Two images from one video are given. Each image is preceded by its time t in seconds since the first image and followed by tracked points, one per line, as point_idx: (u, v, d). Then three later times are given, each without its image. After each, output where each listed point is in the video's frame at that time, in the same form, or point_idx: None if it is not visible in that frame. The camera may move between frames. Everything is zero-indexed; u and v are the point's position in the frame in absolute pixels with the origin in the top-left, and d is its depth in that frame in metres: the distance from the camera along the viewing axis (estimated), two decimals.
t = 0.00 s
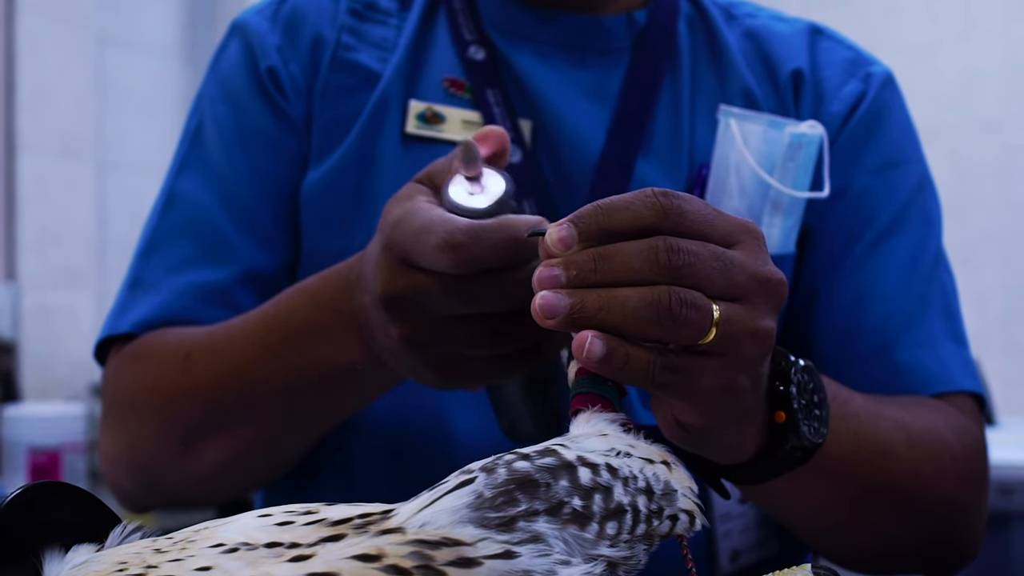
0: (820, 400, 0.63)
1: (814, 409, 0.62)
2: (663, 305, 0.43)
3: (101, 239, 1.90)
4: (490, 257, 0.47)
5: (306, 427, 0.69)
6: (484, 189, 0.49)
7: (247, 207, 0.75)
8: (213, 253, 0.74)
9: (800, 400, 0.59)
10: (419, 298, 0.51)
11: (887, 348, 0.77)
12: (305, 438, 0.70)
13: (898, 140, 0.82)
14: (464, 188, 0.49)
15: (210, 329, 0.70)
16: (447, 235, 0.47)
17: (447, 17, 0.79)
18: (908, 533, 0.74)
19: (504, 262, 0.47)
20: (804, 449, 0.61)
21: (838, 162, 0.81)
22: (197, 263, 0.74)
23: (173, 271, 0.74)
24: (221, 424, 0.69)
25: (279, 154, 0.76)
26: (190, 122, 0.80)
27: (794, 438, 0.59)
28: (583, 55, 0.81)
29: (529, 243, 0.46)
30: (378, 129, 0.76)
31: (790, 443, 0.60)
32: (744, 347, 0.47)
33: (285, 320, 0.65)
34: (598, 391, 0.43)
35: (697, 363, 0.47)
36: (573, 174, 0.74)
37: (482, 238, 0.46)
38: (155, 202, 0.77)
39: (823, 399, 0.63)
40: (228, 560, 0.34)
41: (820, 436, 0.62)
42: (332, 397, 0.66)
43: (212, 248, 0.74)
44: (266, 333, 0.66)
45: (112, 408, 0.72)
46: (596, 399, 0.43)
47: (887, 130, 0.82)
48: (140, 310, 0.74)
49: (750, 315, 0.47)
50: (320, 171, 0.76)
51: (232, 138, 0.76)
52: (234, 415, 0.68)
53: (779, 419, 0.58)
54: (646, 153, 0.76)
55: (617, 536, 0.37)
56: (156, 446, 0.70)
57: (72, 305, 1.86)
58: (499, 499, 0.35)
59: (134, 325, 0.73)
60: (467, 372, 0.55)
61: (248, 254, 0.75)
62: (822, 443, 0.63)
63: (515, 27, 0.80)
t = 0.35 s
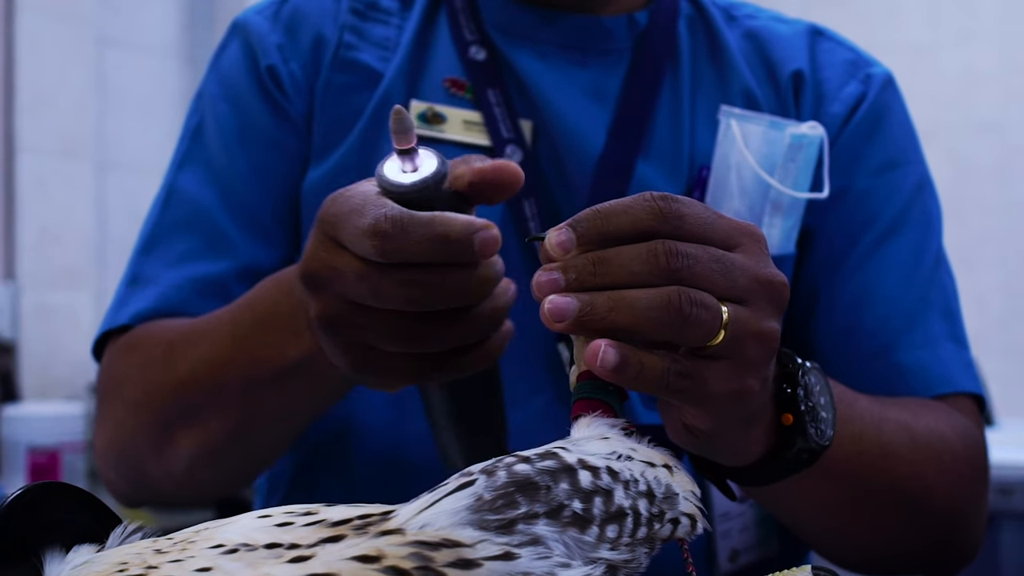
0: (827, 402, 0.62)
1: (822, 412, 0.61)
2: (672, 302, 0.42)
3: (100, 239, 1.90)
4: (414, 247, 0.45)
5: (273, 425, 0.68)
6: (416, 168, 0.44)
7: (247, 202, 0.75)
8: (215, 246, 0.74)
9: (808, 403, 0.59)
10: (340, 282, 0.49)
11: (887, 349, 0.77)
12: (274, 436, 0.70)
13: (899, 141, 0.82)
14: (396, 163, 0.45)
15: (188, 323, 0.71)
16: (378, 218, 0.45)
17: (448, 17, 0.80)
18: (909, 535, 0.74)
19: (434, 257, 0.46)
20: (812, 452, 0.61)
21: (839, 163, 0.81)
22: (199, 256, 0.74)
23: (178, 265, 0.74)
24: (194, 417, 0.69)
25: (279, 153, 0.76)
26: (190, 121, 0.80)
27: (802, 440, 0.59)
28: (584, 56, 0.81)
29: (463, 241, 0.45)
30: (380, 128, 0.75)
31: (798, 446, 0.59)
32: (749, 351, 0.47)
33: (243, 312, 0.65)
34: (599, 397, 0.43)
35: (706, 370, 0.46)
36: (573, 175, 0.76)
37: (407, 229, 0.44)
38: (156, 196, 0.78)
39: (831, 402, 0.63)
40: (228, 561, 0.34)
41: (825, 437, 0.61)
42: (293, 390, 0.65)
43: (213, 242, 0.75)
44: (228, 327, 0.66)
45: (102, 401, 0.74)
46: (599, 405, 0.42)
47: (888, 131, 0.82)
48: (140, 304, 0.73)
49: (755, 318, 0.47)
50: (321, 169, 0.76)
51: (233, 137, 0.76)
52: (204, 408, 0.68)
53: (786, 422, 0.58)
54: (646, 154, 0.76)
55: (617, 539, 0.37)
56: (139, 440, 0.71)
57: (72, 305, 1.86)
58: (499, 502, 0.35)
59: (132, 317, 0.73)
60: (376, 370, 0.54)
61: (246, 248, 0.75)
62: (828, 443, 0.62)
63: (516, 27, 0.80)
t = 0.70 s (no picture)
0: (827, 405, 0.63)
1: (821, 415, 0.61)
2: (671, 301, 0.42)
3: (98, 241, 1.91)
4: (440, 274, 0.44)
5: (247, 425, 0.68)
6: (421, 183, 0.43)
7: (244, 201, 0.75)
8: (209, 242, 0.74)
9: (805, 407, 0.59)
10: (328, 297, 0.47)
11: (885, 350, 0.77)
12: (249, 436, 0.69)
13: (896, 143, 0.82)
14: (400, 174, 0.43)
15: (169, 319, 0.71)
16: (398, 242, 0.44)
17: (446, 19, 0.80)
18: (908, 536, 0.74)
19: (453, 284, 0.45)
20: (811, 455, 0.61)
21: (836, 164, 0.81)
22: (194, 252, 0.74)
23: (172, 259, 0.74)
24: (168, 415, 0.68)
25: (276, 153, 0.77)
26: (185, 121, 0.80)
27: (800, 444, 0.59)
28: (582, 58, 0.81)
29: (489, 271, 0.44)
30: (378, 130, 0.75)
31: (797, 449, 0.60)
32: (747, 353, 0.47)
33: (217, 308, 0.64)
34: (591, 402, 0.43)
35: (711, 374, 0.46)
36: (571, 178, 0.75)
37: (435, 255, 0.44)
38: (151, 194, 0.78)
39: (829, 405, 0.63)
40: (225, 565, 0.34)
41: (825, 440, 0.62)
42: (261, 391, 0.64)
43: (209, 239, 0.74)
44: (202, 322, 0.65)
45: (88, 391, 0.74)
46: (593, 411, 0.42)
47: (885, 132, 0.82)
48: (129, 298, 0.74)
49: (752, 320, 0.47)
50: (319, 169, 0.75)
51: (229, 138, 0.76)
52: (178, 406, 0.68)
53: (785, 426, 0.58)
54: (644, 156, 0.77)
55: (613, 542, 0.37)
56: (116, 432, 0.71)
57: (70, 308, 1.87)
58: (494, 506, 0.36)
59: (121, 311, 0.73)
60: (355, 387, 0.51)
61: (242, 246, 0.75)
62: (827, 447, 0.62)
63: (514, 29, 0.80)
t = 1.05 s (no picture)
0: (823, 406, 0.62)
1: (817, 417, 0.61)
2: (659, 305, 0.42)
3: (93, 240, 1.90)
4: (441, 264, 0.45)
5: (238, 420, 0.68)
6: (411, 173, 0.44)
7: (238, 198, 0.75)
8: (204, 240, 0.75)
9: (803, 408, 0.59)
10: (322, 289, 0.47)
11: (879, 350, 0.78)
12: (240, 431, 0.69)
13: (890, 142, 0.82)
14: (392, 165, 0.44)
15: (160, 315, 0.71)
16: (398, 234, 0.44)
17: (440, 18, 0.80)
18: (900, 535, 0.74)
19: (452, 274, 0.46)
20: (807, 457, 0.60)
21: (830, 165, 0.81)
22: (188, 250, 0.75)
23: (165, 258, 0.75)
24: (159, 411, 0.68)
25: (270, 152, 0.76)
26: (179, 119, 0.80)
27: (797, 445, 0.59)
28: (576, 58, 0.81)
29: (487, 263, 0.45)
30: (373, 128, 0.75)
31: (793, 450, 0.59)
32: (736, 355, 0.47)
33: (203, 304, 0.64)
34: (580, 403, 0.42)
35: (707, 377, 0.46)
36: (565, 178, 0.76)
37: (437, 246, 0.44)
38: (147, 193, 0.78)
39: (826, 407, 0.63)
40: (220, 565, 0.35)
41: (822, 442, 0.61)
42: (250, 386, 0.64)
43: (203, 236, 0.75)
44: (190, 318, 0.65)
45: (81, 387, 0.74)
46: (582, 412, 0.42)
47: (879, 132, 0.82)
48: (122, 297, 0.74)
49: (740, 324, 0.47)
50: (313, 168, 0.75)
51: (223, 138, 0.76)
52: (168, 402, 0.68)
53: (781, 428, 0.58)
54: (638, 156, 0.77)
55: (605, 541, 0.37)
56: (108, 428, 0.71)
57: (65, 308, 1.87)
58: (486, 506, 0.36)
59: (115, 309, 0.74)
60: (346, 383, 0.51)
61: (237, 245, 0.75)
62: (824, 449, 0.62)
63: (508, 29, 0.80)
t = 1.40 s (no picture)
0: (823, 407, 0.62)
1: (816, 418, 0.61)
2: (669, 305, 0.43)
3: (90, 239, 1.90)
4: (427, 268, 0.44)
5: (231, 419, 0.68)
6: (397, 173, 0.42)
7: (231, 199, 0.75)
8: (199, 240, 0.75)
9: (802, 409, 0.59)
10: (308, 293, 0.46)
11: (877, 349, 0.78)
12: (232, 430, 0.69)
13: (887, 142, 0.83)
14: (377, 166, 0.42)
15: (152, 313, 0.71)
16: (382, 239, 0.43)
17: (436, 18, 0.80)
18: (898, 533, 0.74)
19: (437, 278, 0.45)
20: (806, 457, 0.60)
21: (827, 163, 0.81)
22: (184, 250, 0.75)
23: (160, 257, 0.75)
24: (150, 410, 0.68)
25: (267, 152, 0.76)
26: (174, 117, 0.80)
27: (796, 445, 0.59)
28: (573, 57, 0.81)
29: (470, 264, 0.44)
30: (369, 128, 0.75)
31: (792, 451, 0.59)
32: (740, 363, 0.48)
33: (194, 304, 0.64)
34: (571, 404, 0.42)
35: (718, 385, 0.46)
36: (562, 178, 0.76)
37: (421, 251, 0.43)
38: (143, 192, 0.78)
39: (826, 408, 0.63)
40: (217, 565, 0.35)
41: (821, 443, 0.61)
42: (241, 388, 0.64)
43: (199, 236, 0.75)
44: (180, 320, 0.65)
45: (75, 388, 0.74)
46: (573, 412, 0.42)
47: (875, 131, 0.82)
48: (116, 297, 0.75)
49: (746, 333, 0.48)
50: (309, 168, 0.75)
51: (219, 138, 0.75)
52: (160, 401, 0.68)
53: (781, 428, 0.58)
54: (635, 154, 0.77)
55: (601, 543, 0.37)
56: (101, 427, 0.71)
57: (61, 307, 1.86)
58: (479, 509, 0.36)
59: (112, 308, 0.74)
60: (335, 382, 0.51)
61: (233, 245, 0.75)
62: (823, 450, 0.62)
63: (505, 28, 0.80)
